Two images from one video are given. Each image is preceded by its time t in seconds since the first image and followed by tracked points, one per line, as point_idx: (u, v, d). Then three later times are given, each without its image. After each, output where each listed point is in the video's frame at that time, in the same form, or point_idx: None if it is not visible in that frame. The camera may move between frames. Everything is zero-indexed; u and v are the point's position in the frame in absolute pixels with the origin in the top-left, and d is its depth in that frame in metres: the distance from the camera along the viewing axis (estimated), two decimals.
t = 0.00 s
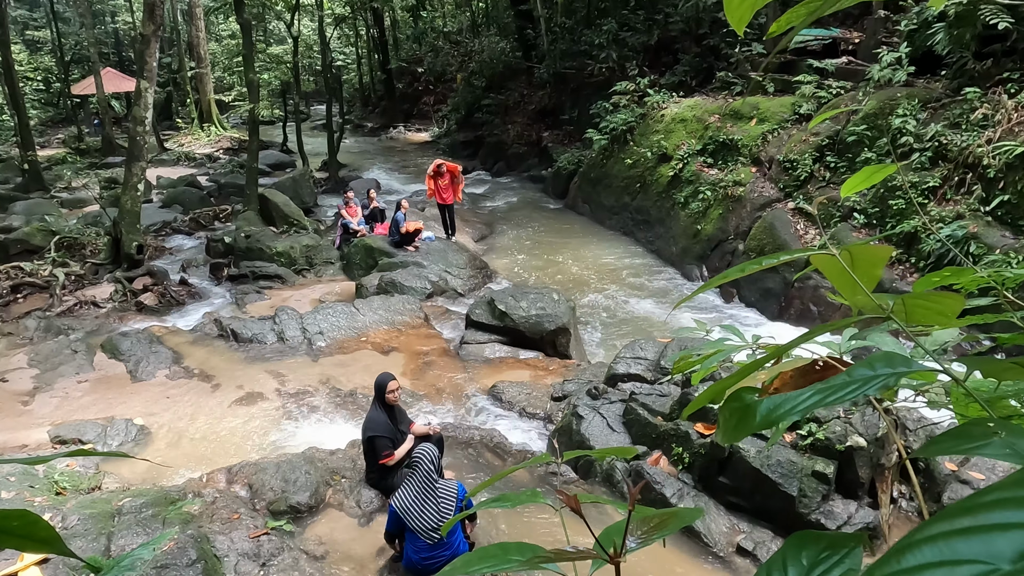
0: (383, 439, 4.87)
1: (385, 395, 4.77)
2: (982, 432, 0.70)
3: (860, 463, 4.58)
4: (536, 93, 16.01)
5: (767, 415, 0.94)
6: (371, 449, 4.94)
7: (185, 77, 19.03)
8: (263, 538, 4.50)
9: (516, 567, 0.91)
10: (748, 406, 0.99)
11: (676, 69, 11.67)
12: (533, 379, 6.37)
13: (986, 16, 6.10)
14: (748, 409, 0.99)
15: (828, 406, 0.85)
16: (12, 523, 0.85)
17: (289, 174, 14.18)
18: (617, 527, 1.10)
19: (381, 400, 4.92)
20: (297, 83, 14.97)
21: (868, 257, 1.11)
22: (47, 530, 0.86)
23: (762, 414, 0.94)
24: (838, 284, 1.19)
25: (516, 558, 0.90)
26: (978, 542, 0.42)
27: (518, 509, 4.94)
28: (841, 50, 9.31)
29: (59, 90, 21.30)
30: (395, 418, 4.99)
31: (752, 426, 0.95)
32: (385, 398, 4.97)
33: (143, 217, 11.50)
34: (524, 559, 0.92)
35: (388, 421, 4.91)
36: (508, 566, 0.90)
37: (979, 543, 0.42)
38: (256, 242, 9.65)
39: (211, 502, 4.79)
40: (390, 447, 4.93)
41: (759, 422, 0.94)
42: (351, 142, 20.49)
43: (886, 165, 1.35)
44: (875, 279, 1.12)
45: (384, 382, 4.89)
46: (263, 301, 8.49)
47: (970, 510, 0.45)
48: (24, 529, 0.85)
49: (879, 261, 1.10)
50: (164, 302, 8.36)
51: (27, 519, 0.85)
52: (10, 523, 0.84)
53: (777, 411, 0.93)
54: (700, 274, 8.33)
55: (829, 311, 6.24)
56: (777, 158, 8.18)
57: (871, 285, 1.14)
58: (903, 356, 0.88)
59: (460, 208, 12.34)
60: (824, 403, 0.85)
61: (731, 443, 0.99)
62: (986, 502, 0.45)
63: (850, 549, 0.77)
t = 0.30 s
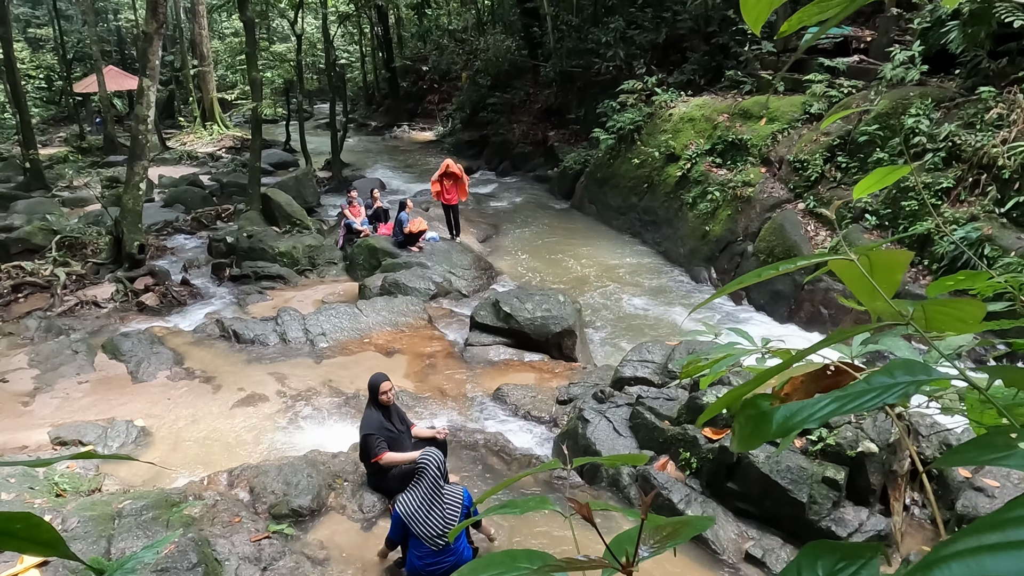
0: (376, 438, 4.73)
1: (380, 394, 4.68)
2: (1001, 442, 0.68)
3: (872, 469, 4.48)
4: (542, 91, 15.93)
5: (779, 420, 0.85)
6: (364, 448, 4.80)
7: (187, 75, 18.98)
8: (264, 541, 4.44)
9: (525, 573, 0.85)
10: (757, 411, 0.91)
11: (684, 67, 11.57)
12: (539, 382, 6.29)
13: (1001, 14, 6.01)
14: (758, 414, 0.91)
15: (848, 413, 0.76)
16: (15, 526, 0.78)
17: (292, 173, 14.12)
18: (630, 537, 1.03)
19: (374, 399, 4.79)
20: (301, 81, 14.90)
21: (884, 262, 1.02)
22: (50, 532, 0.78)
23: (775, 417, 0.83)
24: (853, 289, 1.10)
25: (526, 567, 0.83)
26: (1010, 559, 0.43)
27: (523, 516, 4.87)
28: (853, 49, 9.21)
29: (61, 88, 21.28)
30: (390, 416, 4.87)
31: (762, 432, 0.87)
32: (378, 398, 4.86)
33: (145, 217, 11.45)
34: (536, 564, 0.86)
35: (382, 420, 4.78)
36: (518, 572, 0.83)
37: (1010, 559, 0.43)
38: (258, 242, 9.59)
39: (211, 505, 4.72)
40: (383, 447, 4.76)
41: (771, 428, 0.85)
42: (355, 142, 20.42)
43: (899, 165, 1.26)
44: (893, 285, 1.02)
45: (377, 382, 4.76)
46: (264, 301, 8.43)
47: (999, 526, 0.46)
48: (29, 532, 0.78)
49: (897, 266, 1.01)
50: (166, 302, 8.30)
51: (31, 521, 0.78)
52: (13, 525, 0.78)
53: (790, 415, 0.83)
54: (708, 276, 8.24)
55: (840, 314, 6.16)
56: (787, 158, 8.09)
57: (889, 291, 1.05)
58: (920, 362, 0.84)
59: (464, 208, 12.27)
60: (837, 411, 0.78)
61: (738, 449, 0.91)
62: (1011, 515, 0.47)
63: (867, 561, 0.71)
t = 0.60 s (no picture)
0: (380, 439, 4.66)
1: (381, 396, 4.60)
2: None
3: (883, 475, 4.39)
4: (548, 90, 15.86)
5: (797, 424, 0.76)
6: (368, 450, 4.72)
7: (190, 74, 18.96)
8: (265, 546, 4.37)
9: None
10: (772, 413, 0.82)
11: (692, 67, 11.49)
12: (544, 385, 6.21)
13: (1017, 11, 5.91)
14: (774, 418, 0.81)
15: (867, 420, 0.69)
16: (20, 527, 0.72)
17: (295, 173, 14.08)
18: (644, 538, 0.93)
19: (375, 401, 4.73)
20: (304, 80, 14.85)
21: (905, 264, 0.92)
22: (55, 536, 0.72)
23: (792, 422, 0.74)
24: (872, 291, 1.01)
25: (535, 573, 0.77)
26: None
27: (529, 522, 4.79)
28: (864, 48, 9.13)
29: (63, 87, 21.27)
30: (393, 419, 4.82)
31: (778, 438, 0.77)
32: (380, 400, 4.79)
33: (147, 217, 11.41)
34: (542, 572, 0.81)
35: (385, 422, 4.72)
36: None
37: None
38: (260, 243, 9.53)
39: (212, 509, 4.65)
40: (388, 448, 4.70)
41: (786, 433, 0.77)
42: (358, 141, 20.36)
43: (918, 166, 1.16)
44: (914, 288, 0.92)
45: (377, 384, 4.68)
46: (266, 302, 8.36)
47: None
48: (33, 534, 0.73)
49: (918, 269, 0.90)
50: (167, 303, 8.24)
51: (37, 523, 0.73)
52: (17, 527, 0.72)
53: (808, 421, 0.75)
54: (716, 278, 8.16)
55: (851, 318, 6.08)
56: (797, 159, 8.01)
57: (911, 294, 0.95)
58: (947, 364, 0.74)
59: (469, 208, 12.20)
60: (860, 417, 0.70)
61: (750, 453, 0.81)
62: None
63: (887, 570, 0.66)
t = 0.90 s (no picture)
0: (383, 442, 4.62)
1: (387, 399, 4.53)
2: None
3: (894, 481, 4.31)
4: (552, 90, 15.78)
5: (806, 423, 0.74)
6: (370, 451, 4.70)
7: (191, 73, 18.90)
8: (266, 549, 4.30)
9: None
10: (781, 413, 0.79)
11: (699, 66, 11.41)
12: (548, 389, 6.14)
13: None
14: (783, 417, 0.78)
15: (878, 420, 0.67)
16: (27, 526, 0.70)
17: (297, 172, 14.01)
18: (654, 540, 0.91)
19: (381, 402, 4.67)
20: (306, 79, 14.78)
21: (911, 264, 0.90)
22: (62, 535, 0.70)
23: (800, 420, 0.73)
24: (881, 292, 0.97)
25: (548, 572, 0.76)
26: None
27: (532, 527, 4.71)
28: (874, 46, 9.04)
29: (62, 86, 21.21)
30: (399, 422, 4.75)
31: (787, 437, 0.74)
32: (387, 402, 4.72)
33: (147, 217, 11.35)
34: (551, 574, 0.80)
35: (390, 424, 4.65)
36: None
37: None
38: (262, 243, 9.47)
39: (213, 512, 4.58)
40: (390, 452, 4.67)
41: (796, 432, 0.74)
42: (360, 141, 20.28)
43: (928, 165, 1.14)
44: (922, 288, 0.91)
45: (384, 386, 4.60)
46: (267, 303, 8.30)
47: None
48: (41, 533, 0.71)
49: (925, 269, 0.90)
50: (167, 304, 8.17)
51: (44, 522, 0.70)
52: (25, 526, 0.70)
53: (817, 419, 0.73)
54: (723, 280, 8.09)
55: (860, 320, 6.01)
56: (805, 159, 7.94)
57: (919, 292, 0.93)
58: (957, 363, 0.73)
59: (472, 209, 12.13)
60: (869, 414, 0.68)
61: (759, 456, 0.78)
62: None
63: (899, 569, 0.64)
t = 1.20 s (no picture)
0: (389, 445, 4.55)
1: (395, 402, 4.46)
2: None
3: (904, 485, 4.24)
4: (557, 87, 15.69)
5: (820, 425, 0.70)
6: (376, 453, 4.64)
7: (191, 70, 18.83)
8: (267, 552, 4.25)
9: None
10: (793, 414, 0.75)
11: (706, 63, 11.33)
12: (552, 391, 6.07)
13: None
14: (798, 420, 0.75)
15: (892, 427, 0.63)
16: (46, 526, 0.72)
17: (299, 170, 13.93)
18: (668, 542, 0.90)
19: (389, 404, 4.59)
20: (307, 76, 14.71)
21: (926, 266, 0.86)
22: (81, 533, 0.73)
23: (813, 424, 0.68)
24: (894, 295, 0.92)
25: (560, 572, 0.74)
26: None
27: (537, 530, 4.65)
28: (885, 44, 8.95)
29: (62, 83, 21.13)
30: (406, 425, 4.67)
31: (800, 440, 0.70)
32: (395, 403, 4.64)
33: (147, 215, 11.30)
34: None
35: (397, 426, 4.58)
36: None
37: None
38: (263, 242, 9.41)
39: (214, 514, 4.53)
40: (396, 456, 4.60)
41: (808, 435, 0.71)
42: (362, 138, 20.20)
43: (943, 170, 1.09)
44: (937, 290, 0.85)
45: (393, 388, 4.52)
46: (268, 303, 8.25)
47: None
48: (59, 533, 0.72)
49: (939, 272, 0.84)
50: (167, 304, 8.11)
51: (62, 521, 0.72)
52: (43, 526, 0.72)
53: (832, 422, 0.68)
54: (730, 280, 8.04)
55: (869, 322, 5.95)
56: (813, 157, 7.87)
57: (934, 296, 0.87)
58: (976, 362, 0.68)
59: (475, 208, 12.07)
60: (888, 419, 0.63)
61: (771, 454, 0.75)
62: None
63: (916, 571, 0.64)
